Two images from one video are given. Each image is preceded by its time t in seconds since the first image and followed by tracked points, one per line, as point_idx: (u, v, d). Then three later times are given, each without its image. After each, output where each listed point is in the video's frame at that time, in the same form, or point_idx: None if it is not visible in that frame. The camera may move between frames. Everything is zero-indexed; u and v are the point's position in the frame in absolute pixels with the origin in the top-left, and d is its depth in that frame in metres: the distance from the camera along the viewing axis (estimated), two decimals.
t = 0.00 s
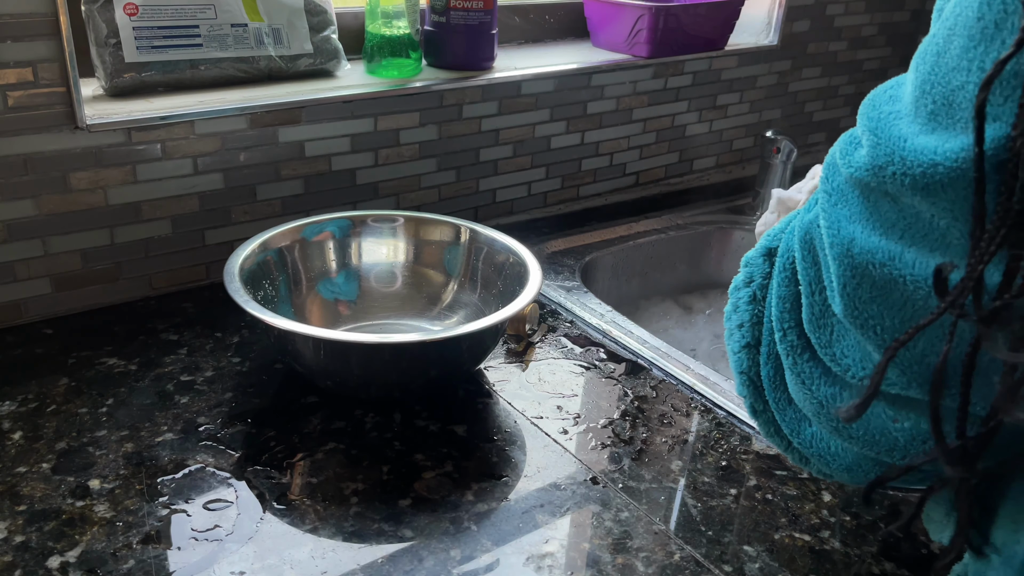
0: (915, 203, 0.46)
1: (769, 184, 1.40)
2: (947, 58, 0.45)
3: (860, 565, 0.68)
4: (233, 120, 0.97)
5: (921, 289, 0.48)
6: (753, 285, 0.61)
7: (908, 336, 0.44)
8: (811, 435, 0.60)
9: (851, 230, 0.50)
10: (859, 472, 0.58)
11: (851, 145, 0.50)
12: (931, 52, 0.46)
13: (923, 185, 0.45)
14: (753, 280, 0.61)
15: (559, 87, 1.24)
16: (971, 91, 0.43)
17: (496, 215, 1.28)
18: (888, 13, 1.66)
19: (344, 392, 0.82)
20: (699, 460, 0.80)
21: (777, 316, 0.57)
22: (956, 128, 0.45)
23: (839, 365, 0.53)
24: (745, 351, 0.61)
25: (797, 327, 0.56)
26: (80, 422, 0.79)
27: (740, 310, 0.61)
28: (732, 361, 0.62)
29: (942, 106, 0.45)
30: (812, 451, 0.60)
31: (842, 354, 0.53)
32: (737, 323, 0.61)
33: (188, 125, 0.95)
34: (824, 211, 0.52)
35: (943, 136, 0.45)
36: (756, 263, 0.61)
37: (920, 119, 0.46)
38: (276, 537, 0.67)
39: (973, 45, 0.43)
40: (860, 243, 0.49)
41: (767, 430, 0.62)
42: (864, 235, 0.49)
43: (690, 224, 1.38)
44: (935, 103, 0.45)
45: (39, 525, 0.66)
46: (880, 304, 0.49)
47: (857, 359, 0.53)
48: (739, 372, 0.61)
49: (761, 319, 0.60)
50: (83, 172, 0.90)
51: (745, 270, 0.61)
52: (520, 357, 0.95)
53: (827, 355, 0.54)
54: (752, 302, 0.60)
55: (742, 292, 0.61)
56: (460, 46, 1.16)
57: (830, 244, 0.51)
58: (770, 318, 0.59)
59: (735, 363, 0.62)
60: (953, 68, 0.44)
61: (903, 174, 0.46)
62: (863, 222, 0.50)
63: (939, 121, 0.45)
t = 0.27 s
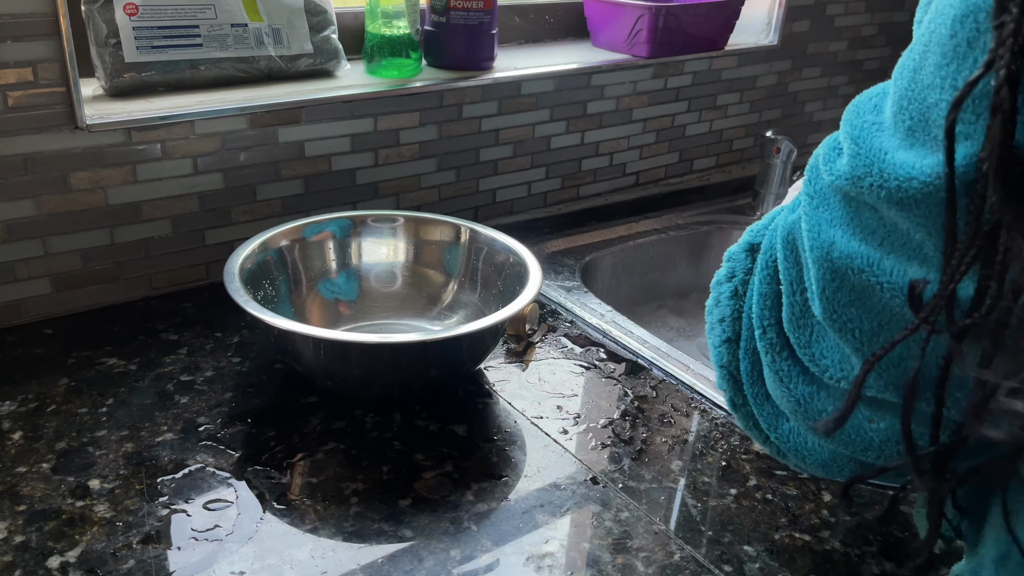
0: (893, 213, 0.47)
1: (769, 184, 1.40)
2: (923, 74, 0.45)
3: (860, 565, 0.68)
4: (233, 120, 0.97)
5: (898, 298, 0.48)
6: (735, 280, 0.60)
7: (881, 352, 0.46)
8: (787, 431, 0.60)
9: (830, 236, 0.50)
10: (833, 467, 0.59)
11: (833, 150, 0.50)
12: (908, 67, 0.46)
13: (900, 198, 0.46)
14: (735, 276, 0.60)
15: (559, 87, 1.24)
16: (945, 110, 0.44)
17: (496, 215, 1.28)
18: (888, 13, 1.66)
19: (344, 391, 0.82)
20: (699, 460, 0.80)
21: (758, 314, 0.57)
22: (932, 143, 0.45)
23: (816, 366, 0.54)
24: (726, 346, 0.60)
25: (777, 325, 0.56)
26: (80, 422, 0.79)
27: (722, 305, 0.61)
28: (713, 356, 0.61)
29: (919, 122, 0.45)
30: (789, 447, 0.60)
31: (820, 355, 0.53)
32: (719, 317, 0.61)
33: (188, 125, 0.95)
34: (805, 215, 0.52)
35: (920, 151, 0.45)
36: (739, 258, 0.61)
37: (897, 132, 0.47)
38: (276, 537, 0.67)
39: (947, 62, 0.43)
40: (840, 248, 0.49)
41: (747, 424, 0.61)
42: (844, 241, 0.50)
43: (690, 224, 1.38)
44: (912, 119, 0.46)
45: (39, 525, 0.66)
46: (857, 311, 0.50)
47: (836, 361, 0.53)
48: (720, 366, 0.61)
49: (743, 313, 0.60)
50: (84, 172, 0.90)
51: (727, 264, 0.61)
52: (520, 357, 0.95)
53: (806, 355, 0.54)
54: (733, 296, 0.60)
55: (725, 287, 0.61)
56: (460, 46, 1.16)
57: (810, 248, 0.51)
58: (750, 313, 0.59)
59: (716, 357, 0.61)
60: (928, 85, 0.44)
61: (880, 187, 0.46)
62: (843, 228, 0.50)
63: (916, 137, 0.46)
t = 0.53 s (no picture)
0: (894, 202, 0.47)
1: (769, 184, 1.40)
2: (930, 66, 0.45)
3: (860, 565, 0.68)
4: (233, 120, 0.97)
5: (896, 287, 0.49)
6: (739, 266, 0.61)
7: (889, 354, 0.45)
8: (784, 419, 0.61)
9: (830, 222, 0.50)
10: (826, 457, 0.60)
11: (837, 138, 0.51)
12: (914, 58, 0.46)
13: (901, 187, 0.46)
14: (739, 261, 0.62)
15: (559, 87, 1.24)
16: (953, 101, 0.44)
17: (496, 215, 1.28)
18: (888, 13, 1.66)
19: (344, 391, 0.82)
20: (699, 460, 0.80)
21: (757, 302, 0.58)
22: (936, 135, 0.45)
23: (812, 353, 0.55)
24: (727, 331, 0.61)
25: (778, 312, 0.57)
26: (80, 422, 0.79)
27: (726, 291, 0.62)
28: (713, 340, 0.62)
29: (924, 114, 0.46)
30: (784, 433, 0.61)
31: (817, 344, 0.55)
32: (721, 302, 0.62)
33: (188, 125, 0.94)
34: (806, 201, 0.52)
35: (924, 142, 0.46)
36: (744, 244, 0.62)
37: (902, 122, 0.47)
38: (276, 537, 0.67)
39: (955, 54, 0.44)
40: (839, 235, 0.50)
41: (744, 408, 0.63)
42: (843, 227, 0.50)
43: (690, 224, 1.38)
44: (918, 109, 0.46)
45: (39, 525, 0.66)
46: (852, 299, 0.50)
47: (832, 349, 0.54)
48: (719, 351, 0.62)
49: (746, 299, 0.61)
50: (83, 172, 0.90)
51: (733, 250, 0.62)
52: (520, 357, 0.95)
53: (803, 344, 0.55)
54: (737, 282, 0.61)
55: (728, 272, 0.62)
56: (460, 46, 1.16)
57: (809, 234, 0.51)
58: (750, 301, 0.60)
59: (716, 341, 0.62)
60: (935, 77, 0.45)
61: (883, 175, 0.46)
62: (843, 216, 0.50)
63: (920, 128, 0.46)
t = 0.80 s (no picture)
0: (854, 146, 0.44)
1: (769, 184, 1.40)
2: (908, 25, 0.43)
3: (860, 565, 0.68)
4: (233, 120, 0.97)
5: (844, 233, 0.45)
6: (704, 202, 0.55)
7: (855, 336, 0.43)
8: (709, 359, 0.56)
9: (789, 154, 0.47)
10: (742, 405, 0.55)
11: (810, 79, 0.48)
12: (893, 17, 0.44)
13: (863, 130, 0.43)
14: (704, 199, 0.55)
15: (559, 87, 1.23)
16: (930, 64, 0.42)
17: (496, 215, 1.28)
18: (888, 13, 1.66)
19: (344, 392, 0.82)
20: (699, 460, 0.80)
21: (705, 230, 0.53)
22: (907, 95, 0.43)
23: (741, 282, 0.50)
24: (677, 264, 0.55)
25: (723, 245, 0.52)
26: (79, 422, 0.79)
27: (685, 225, 0.55)
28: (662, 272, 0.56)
29: (896, 73, 0.43)
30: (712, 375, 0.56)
31: (756, 279, 0.49)
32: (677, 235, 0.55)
33: (188, 125, 0.94)
34: (770, 134, 0.48)
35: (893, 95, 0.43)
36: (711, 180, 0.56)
37: (872, 73, 0.45)
38: (276, 538, 0.67)
39: (935, 18, 0.42)
40: (795, 167, 0.46)
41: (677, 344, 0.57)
42: (801, 163, 0.46)
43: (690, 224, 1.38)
44: (888, 68, 0.44)
45: (39, 525, 0.66)
46: (802, 235, 0.46)
47: (769, 285, 0.49)
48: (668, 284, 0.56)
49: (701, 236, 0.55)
50: (83, 172, 0.90)
51: (699, 187, 0.56)
52: (520, 357, 0.95)
53: (739, 277, 0.50)
54: (697, 219, 0.55)
55: (691, 208, 0.55)
56: (460, 46, 1.16)
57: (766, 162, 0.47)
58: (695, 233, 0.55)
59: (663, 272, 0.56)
60: (913, 37, 0.43)
61: (846, 117, 0.44)
62: (804, 154, 0.47)
63: (891, 86, 0.44)
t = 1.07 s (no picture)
0: (858, 113, 0.41)
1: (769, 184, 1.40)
2: None
3: (860, 565, 0.68)
4: (233, 120, 0.97)
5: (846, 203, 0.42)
6: (689, 164, 0.52)
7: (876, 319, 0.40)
8: (694, 329, 0.52)
9: (790, 121, 0.43)
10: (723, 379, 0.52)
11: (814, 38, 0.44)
12: None
13: (871, 93, 0.40)
14: (690, 159, 0.52)
15: (559, 87, 1.24)
16: (943, 28, 0.39)
17: (496, 215, 1.28)
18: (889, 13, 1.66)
19: (344, 392, 0.82)
20: (699, 460, 0.80)
21: (695, 194, 0.49)
22: (919, 60, 0.40)
23: (735, 259, 0.47)
24: (661, 229, 0.52)
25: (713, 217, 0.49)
26: (79, 422, 0.79)
27: (669, 187, 0.52)
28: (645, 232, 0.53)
29: (905, 38, 0.41)
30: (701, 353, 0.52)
31: (750, 253, 0.46)
32: (661, 200, 0.52)
33: (188, 125, 0.94)
34: (767, 100, 0.45)
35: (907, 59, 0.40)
36: (700, 144, 0.52)
37: (880, 33, 0.42)
38: (276, 538, 0.67)
39: None
40: (797, 135, 0.43)
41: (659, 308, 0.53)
42: (802, 130, 0.43)
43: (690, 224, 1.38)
44: (896, 33, 0.41)
45: (39, 525, 0.66)
46: (803, 210, 0.43)
47: (763, 258, 0.46)
48: (650, 249, 0.52)
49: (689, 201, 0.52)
50: (84, 172, 0.90)
51: (686, 147, 0.52)
52: (520, 357, 0.95)
53: (732, 249, 0.47)
54: (683, 182, 0.52)
55: (677, 169, 0.52)
56: (460, 46, 1.16)
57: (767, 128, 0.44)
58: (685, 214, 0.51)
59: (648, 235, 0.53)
60: None
61: (855, 79, 0.41)
62: (805, 120, 0.44)
63: (901, 51, 0.41)
